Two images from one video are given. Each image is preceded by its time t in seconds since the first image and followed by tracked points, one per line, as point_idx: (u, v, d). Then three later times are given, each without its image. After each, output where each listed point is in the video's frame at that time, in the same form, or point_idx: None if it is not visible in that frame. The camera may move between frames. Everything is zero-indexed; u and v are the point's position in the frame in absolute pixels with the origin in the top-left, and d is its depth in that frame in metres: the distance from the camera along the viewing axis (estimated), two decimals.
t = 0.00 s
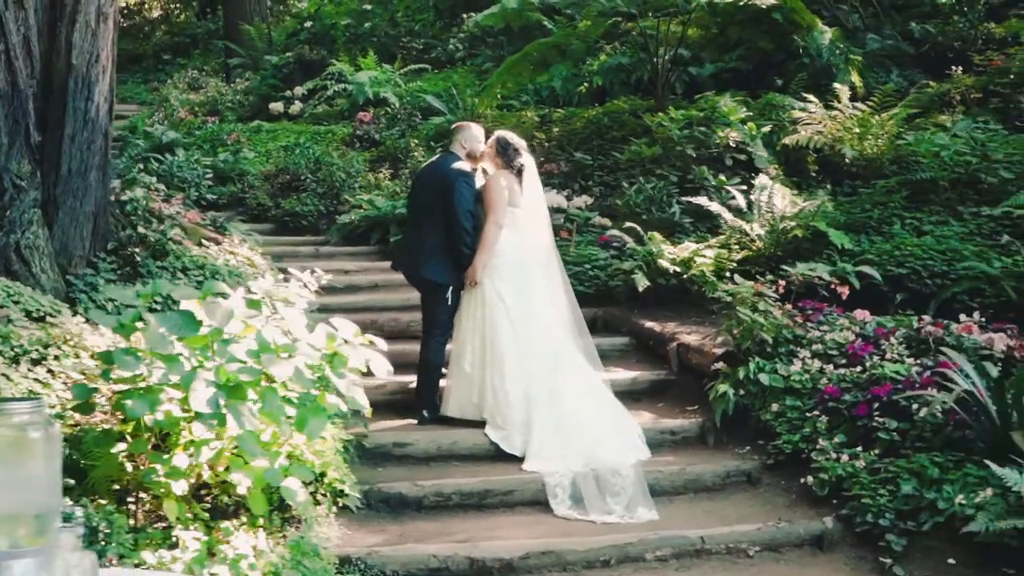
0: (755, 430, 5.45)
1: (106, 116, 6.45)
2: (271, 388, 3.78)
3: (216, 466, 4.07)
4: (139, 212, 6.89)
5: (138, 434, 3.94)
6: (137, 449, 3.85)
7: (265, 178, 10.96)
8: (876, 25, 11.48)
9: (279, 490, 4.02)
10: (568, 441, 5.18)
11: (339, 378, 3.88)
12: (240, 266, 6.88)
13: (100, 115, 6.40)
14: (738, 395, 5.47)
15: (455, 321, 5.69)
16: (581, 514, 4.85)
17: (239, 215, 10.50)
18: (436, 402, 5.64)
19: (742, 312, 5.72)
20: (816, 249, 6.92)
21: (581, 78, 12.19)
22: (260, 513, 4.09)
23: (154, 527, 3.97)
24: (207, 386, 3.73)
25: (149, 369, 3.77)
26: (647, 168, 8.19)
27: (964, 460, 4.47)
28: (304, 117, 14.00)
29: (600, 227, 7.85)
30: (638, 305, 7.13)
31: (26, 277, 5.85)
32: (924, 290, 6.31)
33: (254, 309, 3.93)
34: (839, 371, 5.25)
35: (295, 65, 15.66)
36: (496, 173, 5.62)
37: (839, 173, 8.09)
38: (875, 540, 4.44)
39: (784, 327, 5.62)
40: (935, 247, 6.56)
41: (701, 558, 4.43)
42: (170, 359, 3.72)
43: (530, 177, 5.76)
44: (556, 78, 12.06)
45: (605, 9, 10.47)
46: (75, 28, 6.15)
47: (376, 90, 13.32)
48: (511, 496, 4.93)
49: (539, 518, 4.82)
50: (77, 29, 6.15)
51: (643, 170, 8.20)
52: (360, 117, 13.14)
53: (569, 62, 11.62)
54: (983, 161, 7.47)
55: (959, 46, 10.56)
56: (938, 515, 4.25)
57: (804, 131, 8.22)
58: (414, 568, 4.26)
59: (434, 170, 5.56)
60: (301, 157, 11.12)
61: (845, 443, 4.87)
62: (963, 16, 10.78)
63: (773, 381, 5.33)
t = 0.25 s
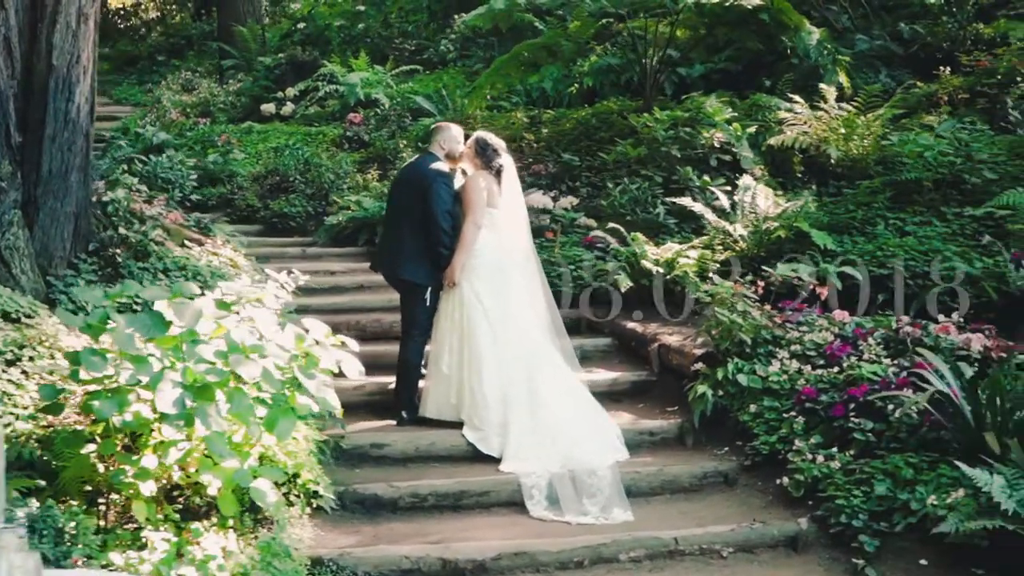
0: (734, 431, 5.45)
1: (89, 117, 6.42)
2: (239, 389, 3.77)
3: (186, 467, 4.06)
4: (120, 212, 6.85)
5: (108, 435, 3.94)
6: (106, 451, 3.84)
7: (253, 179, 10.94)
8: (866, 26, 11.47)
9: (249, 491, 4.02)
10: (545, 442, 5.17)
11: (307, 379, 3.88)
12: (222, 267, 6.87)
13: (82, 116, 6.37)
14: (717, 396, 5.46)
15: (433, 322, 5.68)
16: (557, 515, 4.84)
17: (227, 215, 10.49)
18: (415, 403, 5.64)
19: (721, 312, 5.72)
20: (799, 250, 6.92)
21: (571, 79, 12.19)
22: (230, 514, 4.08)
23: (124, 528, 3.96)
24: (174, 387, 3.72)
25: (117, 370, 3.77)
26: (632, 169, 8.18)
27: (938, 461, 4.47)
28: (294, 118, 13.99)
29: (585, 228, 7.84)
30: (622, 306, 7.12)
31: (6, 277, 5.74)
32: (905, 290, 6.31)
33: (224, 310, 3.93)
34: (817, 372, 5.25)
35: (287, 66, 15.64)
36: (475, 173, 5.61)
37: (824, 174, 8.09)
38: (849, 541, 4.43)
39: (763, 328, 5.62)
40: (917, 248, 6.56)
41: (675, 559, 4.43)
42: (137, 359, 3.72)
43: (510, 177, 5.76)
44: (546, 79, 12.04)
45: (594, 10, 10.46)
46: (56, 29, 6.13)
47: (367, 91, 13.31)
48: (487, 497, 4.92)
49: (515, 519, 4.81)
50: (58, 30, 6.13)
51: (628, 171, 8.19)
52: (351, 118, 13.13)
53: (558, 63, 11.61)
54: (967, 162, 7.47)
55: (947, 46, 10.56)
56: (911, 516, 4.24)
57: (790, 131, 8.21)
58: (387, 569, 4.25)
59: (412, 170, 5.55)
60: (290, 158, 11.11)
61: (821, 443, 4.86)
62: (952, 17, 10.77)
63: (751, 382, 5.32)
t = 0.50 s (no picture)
0: (713, 431, 5.44)
1: (71, 117, 6.39)
2: (208, 388, 3.77)
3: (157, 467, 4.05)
4: (103, 212, 6.85)
5: (79, 434, 3.94)
6: (76, 450, 3.83)
7: (244, 179, 10.94)
8: (857, 26, 11.47)
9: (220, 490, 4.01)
10: (523, 442, 5.17)
11: (278, 378, 3.88)
12: (204, 265, 6.85)
13: (65, 116, 6.34)
14: (696, 396, 5.46)
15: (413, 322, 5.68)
16: (534, 515, 4.83)
17: (217, 216, 10.49)
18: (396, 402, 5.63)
19: (702, 313, 5.72)
20: (783, 250, 6.91)
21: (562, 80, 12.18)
22: (201, 514, 4.07)
23: (94, 528, 3.96)
24: (143, 387, 3.71)
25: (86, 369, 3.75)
26: (619, 169, 8.18)
27: (913, 461, 4.46)
28: (287, 118, 13.98)
29: (571, 228, 7.84)
30: (606, 306, 7.11)
31: None
32: (888, 291, 6.31)
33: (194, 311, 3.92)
34: (795, 372, 5.24)
35: (280, 67, 15.63)
36: (454, 173, 5.60)
37: (811, 174, 8.08)
38: (823, 541, 4.42)
39: (743, 328, 5.62)
40: (900, 248, 6.55)
41: (649, 559, 4.42)
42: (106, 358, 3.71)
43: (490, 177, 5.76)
44: (537, 79, 12.03)
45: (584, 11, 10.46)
46: (38, 28, 6.08)
47: (359, 91, 13.30)
48: (464, 497, 4.92)
49: (491, 519, 4.81)
50: (39, 30, 6.09)
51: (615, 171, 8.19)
52: (343, 118, 13.12)
53: (548, 63, 11.61)
54: (952, 162, 7.46)
55: (937, 46, 10.55)
56: (885, 516, 4.23)
57: (776, 131, 8.21)
58: (360, 569, 4.24)
59: (392, 170, 5.55)
60: (281, 158, 11.10)
61: (799, 443, 4.85)
62: (942, 17, 10.77)
63: (730, 382, 5.32)
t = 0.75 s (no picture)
0: (693, 431, 5.44)
1: (53, 118, 6.37)
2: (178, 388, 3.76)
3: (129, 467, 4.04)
4: (86, 213, 6.77)
5: (51, 434, 3.94)
6: (47, 450, 3.82)
7: (234, 180, 10.93)
8: (848, 27, 11.46)
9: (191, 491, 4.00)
10: (503, 443, 5.16)
11: (248, 379, 3.87)
12: (188, 265, 6.83)
13: (47, 117, 6.33)
14: (676, 396, 5.45)
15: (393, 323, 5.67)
16: (511, 515, 4.82)
17: (206, 216, 10.48)
18: (377, 402, 5.63)
19: (683, 314, 5.73)
20: (767, 250, 6.91)
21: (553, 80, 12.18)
22: (173, 514, 4.06)
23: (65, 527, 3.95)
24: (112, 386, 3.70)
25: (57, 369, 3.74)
26: (606, 170, 8.17)
27: (889, 461, 4.45)
28: (279, 119, 13.98)
29: (557, 229, 7.83)
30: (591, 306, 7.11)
31: None
32: (871, 291, 6.30)
33: (166, 311, 3.91)
34: (774, 372, 5.23)
35: (273, 67, 15.62)
36: (435, 173, 5.60)
37: (797, 174, 8.07)
38: (798, 541, 4.42)
39: (723, 328, 5.62)
40: (883, 249, 6.55)
41: (624, 559, 4.42)
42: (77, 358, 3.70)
43: (472, 177, 5.75)
44: (529, 79, 12.02)
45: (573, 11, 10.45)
46: (19, 29, 6.11)
47: (351, 92, 13.29)
48: (442, 497, 4.91)
49: (469, 519, 4.80)
50: (21, 30, 6.11)
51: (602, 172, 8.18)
52: (334, 118, 13.11)
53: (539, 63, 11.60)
54: (938, 162, 7.46)
55: (927, 47, 10.54)
56: (859, 516, 4.23)
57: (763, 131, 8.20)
58: (334, 569, 4.24)
59: (372, 170, 5.55)
60: (271, 159, 11.09)
61: (776, 443, 4.85)
62: (932, 17, 10.76)
63: (710, 382, 5.31)
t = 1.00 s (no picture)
0: (673, 431, 5.44)
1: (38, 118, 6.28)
2: (147, 389, 3.74)
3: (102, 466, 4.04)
4: (69, 213, 6.76)
5: (23, 435, 3.93)
6: (18, 450, 3.82)
7: (224, 180, 10.92)
8: (838, 27, 11.45)
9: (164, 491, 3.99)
10: (481, 443, 5.16)
11: (220, 379, 3.86)
12: (171, 266, 6.80)
13: (31, 117, 6.23)
14: (657, 396, 5.45)
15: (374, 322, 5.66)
16: (488, 515, 4.81)
17: (196, 217, 10.47)
18: (358, 402, 5.62)
19: (665, 314, 5.73)
20: (752, 250, 6.90)
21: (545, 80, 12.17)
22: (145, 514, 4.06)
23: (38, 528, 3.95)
24: (80, 386, 3.69)
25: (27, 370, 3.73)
26: (592, 170, 8.17)
27: (864, 462, 4.45)
28: (271, 119, 13.96)
29: (543, 229, 7.83)
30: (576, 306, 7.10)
31: None
32: (854, 291, 6.30)
33: (137, 311, 3.89)
34: (754, 372, 5.23)
35: (266, 68, 15.60)
36: (416, 173, 5.58)
37: (784, 175, 8.07)
38: (774, 542, 4.41)
39: (704, 328, 5.62)
40: (867, 248, 6.55)
41: (600, 559, 4.41)
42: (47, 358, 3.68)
43: (453, 177, 5.74)
44: (520, 79, 12.01)
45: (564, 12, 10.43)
46: None
47: (343, 92, 13.27)
48: (420, 497, 4.91)
49: (446, 519, 4.80)
50: (2, 29, 5.98)
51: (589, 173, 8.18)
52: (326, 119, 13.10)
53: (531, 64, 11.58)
54: (924, 162, 7.46)
55: (918, 47, 10.53)
56: (834, 517, 4.22)
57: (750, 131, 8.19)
58: (308, 569, 4.22)
59: (352, 170, 5.54)
60: (262, 160, 11.09)
61: (754, 443, 4.84)
62: (922, 17, 10.75)
63: (690, 383, 5.30)
